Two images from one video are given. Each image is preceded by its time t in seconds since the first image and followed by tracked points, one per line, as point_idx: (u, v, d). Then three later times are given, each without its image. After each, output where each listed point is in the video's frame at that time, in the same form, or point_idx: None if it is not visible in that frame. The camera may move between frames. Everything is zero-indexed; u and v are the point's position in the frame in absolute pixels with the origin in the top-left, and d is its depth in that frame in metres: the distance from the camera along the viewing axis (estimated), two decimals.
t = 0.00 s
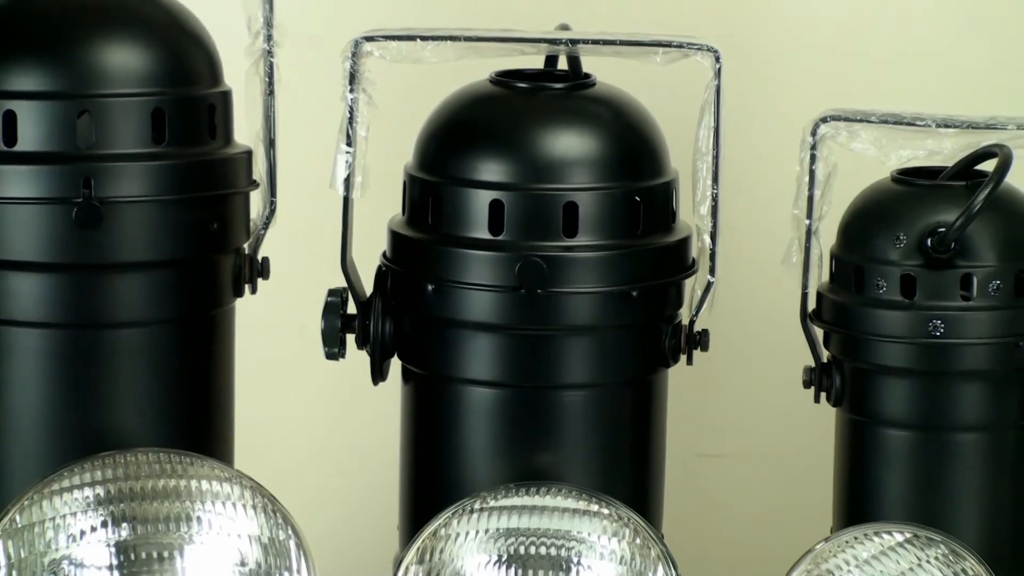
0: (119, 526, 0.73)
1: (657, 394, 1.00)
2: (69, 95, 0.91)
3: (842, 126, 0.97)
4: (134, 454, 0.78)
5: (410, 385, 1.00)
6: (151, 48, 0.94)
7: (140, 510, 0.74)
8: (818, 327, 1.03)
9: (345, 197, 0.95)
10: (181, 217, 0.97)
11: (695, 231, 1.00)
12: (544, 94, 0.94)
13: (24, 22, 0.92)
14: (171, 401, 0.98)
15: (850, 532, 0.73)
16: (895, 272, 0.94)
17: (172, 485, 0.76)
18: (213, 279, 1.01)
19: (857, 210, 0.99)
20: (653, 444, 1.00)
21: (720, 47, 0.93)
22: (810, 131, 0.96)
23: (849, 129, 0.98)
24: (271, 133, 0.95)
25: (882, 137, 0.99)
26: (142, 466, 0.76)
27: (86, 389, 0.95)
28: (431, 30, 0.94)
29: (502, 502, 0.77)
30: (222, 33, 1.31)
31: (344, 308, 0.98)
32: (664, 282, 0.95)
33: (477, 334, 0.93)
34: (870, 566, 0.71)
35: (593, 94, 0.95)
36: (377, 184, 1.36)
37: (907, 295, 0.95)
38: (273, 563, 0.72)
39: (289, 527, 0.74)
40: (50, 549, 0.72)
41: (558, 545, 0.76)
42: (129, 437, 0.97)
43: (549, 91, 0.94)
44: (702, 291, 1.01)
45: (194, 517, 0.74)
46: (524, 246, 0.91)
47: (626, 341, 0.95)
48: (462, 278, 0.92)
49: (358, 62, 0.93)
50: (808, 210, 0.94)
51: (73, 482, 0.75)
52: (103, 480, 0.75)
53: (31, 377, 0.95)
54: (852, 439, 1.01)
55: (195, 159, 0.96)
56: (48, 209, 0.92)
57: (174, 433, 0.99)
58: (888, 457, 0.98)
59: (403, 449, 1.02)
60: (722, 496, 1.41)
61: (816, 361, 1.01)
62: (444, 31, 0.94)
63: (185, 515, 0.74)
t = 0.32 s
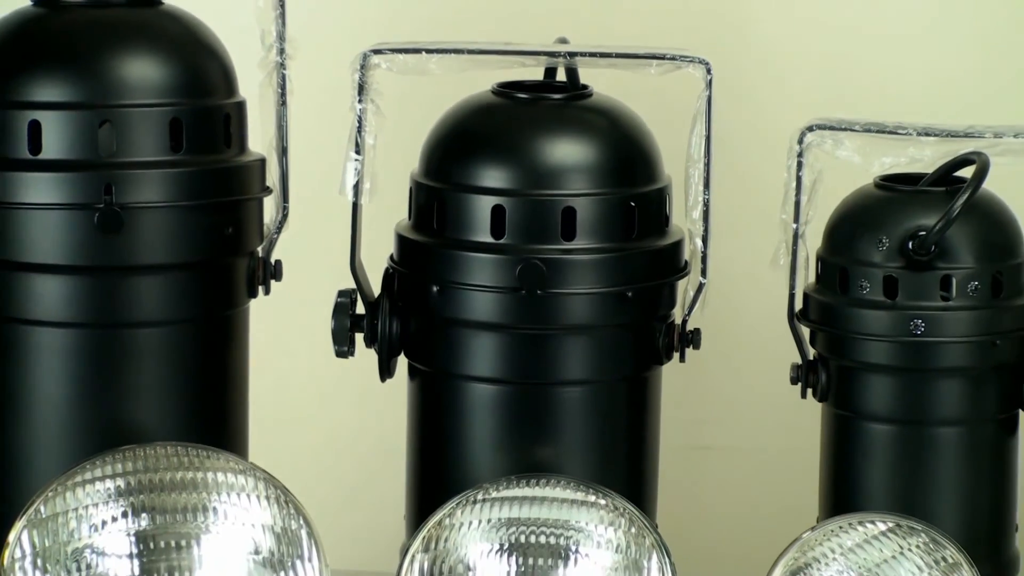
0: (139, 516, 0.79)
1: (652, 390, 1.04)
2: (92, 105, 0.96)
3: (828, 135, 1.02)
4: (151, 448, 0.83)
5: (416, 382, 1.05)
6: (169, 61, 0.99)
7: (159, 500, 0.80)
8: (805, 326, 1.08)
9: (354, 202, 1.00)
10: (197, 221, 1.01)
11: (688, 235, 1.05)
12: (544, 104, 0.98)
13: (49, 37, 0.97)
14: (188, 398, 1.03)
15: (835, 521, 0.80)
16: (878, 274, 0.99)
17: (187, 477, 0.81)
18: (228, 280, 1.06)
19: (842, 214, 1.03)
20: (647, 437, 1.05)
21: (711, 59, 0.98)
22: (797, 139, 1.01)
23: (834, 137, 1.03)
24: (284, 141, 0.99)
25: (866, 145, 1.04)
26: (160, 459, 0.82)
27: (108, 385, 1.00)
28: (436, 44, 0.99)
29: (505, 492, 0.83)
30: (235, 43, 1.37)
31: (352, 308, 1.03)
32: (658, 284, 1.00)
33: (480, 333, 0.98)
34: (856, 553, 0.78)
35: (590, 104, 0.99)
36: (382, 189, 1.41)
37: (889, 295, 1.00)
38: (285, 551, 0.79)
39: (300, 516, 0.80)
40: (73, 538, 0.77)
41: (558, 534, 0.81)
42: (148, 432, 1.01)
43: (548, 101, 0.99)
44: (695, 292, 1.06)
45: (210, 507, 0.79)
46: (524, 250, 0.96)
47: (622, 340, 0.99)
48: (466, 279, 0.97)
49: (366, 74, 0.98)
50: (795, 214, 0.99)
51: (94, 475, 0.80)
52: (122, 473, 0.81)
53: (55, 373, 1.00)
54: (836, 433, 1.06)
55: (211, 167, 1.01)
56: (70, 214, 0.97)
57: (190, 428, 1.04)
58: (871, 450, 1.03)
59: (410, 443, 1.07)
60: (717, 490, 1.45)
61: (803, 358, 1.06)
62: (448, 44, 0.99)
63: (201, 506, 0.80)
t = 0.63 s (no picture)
0: (158, 502, 0.85)
1: (644, 382, 1.10)
2: (114, 113, 1.01)
3: (808, 142, 1.09)
4: (176, 437, 0.90)
5: (420, 375, 1.11)
6: (186, 71, 1.04)
7: (177, 488, 0.86)
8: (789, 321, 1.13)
9: (362, 205, 1.05)
10: (213, 223, 1.07)
11: (678, 236, 1.10)
12: (542, 112, 1.04)
13: (72, 49, 1.02)
14: (205, 390, 1.09)
15: (818, 507, 0.87)
16: (858, 273, 1.05)
17: (203, 465, 0.88)
18: (242, 279, 1.11)
19: (824, 216, 1.09)
20: (640, 428, 1.10)
21: (700, 70, 1.03)
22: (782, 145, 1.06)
23: (816, 144, 1.09)
24: (295, 147, 1.05)
25: (846, 151, 1.10)
26: (178, 449, 0.88)
27: (128, 379, 1.05)
28: (439, 55, 1.05)
29: (505, 480, 0.89)
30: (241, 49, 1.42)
31: (360, 305, 1.08)
32: (650, 282, 1.05)
33: (481, 328, 1.04)
34: (836, 536, 0.86)
35: (586, 113, 1.05)
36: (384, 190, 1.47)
37: (869, 293, 1.05)
38: (297, 536, 0.85)
39: (310, 503, 0.87)
40: (97, 523, 0.83)
41: (556, 519, 0.87)
42: (167, 423, 1.07)
43: (546, 109, 1.04)
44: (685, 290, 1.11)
45: (226, 493, 0.86)
46: (524, 250, 1.01)
47: (616, 335, 1.05)
48: (468, 278, 1.03)
49: (373, 83, 1.04)
50: (780, 216, 1.04)
51: (116, 463, 0.87)
52: (141, 461, 0.87)
53: (79, 367, 1.05)
54: (819, 423, 1.12)
55: (227, 171, 1.06)
56: (93, 217, 1.02)
57: (207, 419, 1.09)
58: (852, 439, 1.09)
59: (414, 434, 1.13)
60: (709, 478, 1.51)
61: (788, 352, 1.12)
62: (451, 55, 1.05)
63: (217, 492, 0.86)
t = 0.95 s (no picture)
0: (173, 473, 0.94)
1: (636, 359, 1.15)
2: (130, 104, 1.06)
3: (794, 129, 1.13)
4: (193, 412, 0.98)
5: (422, 352, 1.16)
6: (199, 63, 1.09)
7: (190, 460, 0.95)
8: (774, 300, 1.19)
9: (367, 191, 1.10)
10: (224, 208, 1.12)
11: (669, 219, 1.15)
12: (539, 102, 1.08)
13: (89, 43, 1.07)
14: (217, 368, 1.14)
15: (803, 476, 1.00)
16: (840, 254, 1.10)
17: (214, 439, 0.96)
18: (253, 262, 1.16)
19: (808, 199, 1.14)
20: (632, 401, 1.16)
21: (689, 61, 1.08)
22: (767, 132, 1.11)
23: (800, 131, 1.15)
24: (303, 135, 1.10)
25: (829, 138, 1.15)
26: (192, 422, 0.97)
27: (144, 356, 1.11)
28: (440, 47, 1.09)
29: (504, 451, 1.02)
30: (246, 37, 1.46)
31: (365, 286, 1.14)
32: (641, 263, 1.10)
33: (480, 307, 1.09)
34: (820, 504, 0.98)
35: (581, 102, 1.10)
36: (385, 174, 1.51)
37: (850, 274, 1.10)
38: (305, 505, 0.93)
39: (318, 474, 0.96)
40: (113, 493, 0.92)
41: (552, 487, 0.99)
42: (182, 398, 1.13)
43: (542, 99, 1.09)
44: (675, 271, 1.16)
45: (238, 465, 0.94)
46: (521, 233, 1.06)
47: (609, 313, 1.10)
48: (468, 260, 1.08)
49: (377, 75, 1.08)
50: (766, 201, 1.09)
51: (135, 435, 0.96)
52: (155, 435, 0.96)
53: (97, 345, 1.11)
54: (803, 397, 1.17)
55: (237, 158, 1.11)
56: (109, 203, 1.08)
57: (219, 395, 1.15)
58: (834, 412, 1.14)
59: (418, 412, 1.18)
60: (702, 451, 1.57)
61: (773, 329, 1.17)
62: (451, 47, 1.09)
63: (229, 464, 0.95)
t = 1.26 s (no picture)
0: (188, 438, 1.09)
1: (627, 328, 1.21)
2: (147, 85, 1.12)
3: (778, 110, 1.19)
4: (200, 378, 1.12)
5: (424, 322, 1.22)
6: (212, 46, 1.15)
7: (204, 426, 1.10)
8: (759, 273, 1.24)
9: (372, 168, 1.16)
10: (236, 185, 1.17)
11: (659, 195, 1.21)
12: (535, 83, 1.14)
13: (108, 27, 1.13)
14: (229, 337, 1.20)
15: (788, 441, 1.11)
16: (822, 229, 1.16)
17: (226, 404, 1.11)
18: (263, 236, 1.22)
19: (791, 177, 1.20)
20: (623, 368, 1.22)
21: (677, 44, 1.14)
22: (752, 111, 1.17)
23: (783, 111, 1.21)
24: (310, 115, 1.16)
25: (811, 119, 1.22)
26: (204, 390, 1.11)
27: (160, 325, 1.17)
28: (441, 32, 1.15)
29: (501, 417, 1.11)
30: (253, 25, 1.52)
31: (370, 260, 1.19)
32: (633, 237, 1.16)
33: (479, 279, 1.15)
34: (803, 467, 1.11)
35: (575, 83, 1.15)
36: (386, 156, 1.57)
37: (831, 247, 1.16)
38: (313, 467, 1.09)
39: (325, 439, 1.11)
40: (131, 457, 1.07)
41: (547, 451, 1.09)
42: (195, 365, 1.18)
43: (538, 81, 1.15)
44: (665, 244, 1.22)
45: (249, 430, 1.10)
46: (518, 208, 1.12)
47: (601, 284, 1.16)
48: (468, 234, 1.13)
49: (382, 58, 1.14)
50: (750, 177, 1.15)
51: (149, 403, 1.09)
52: (170, 401, 1.10)
53: (116, 315, 1.16)
54: (786, 365, 1.23)
55: (248, 138, 1.17)
56: (126, 180, 1.13)
57: (231, 362, 1.21)
58: (816, 379, 1.20)
59: (419, 383, 1.24)
60: (694, 421, 1.63)
61: (758, 301, 1.23)
62: (452, 31, 1.15)
63: (242, 429, 1.10)
